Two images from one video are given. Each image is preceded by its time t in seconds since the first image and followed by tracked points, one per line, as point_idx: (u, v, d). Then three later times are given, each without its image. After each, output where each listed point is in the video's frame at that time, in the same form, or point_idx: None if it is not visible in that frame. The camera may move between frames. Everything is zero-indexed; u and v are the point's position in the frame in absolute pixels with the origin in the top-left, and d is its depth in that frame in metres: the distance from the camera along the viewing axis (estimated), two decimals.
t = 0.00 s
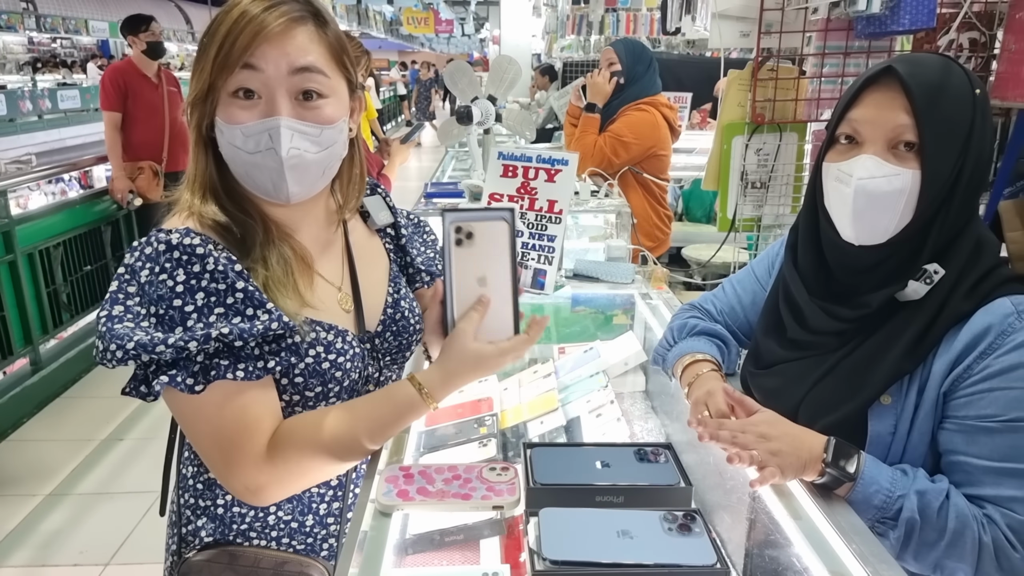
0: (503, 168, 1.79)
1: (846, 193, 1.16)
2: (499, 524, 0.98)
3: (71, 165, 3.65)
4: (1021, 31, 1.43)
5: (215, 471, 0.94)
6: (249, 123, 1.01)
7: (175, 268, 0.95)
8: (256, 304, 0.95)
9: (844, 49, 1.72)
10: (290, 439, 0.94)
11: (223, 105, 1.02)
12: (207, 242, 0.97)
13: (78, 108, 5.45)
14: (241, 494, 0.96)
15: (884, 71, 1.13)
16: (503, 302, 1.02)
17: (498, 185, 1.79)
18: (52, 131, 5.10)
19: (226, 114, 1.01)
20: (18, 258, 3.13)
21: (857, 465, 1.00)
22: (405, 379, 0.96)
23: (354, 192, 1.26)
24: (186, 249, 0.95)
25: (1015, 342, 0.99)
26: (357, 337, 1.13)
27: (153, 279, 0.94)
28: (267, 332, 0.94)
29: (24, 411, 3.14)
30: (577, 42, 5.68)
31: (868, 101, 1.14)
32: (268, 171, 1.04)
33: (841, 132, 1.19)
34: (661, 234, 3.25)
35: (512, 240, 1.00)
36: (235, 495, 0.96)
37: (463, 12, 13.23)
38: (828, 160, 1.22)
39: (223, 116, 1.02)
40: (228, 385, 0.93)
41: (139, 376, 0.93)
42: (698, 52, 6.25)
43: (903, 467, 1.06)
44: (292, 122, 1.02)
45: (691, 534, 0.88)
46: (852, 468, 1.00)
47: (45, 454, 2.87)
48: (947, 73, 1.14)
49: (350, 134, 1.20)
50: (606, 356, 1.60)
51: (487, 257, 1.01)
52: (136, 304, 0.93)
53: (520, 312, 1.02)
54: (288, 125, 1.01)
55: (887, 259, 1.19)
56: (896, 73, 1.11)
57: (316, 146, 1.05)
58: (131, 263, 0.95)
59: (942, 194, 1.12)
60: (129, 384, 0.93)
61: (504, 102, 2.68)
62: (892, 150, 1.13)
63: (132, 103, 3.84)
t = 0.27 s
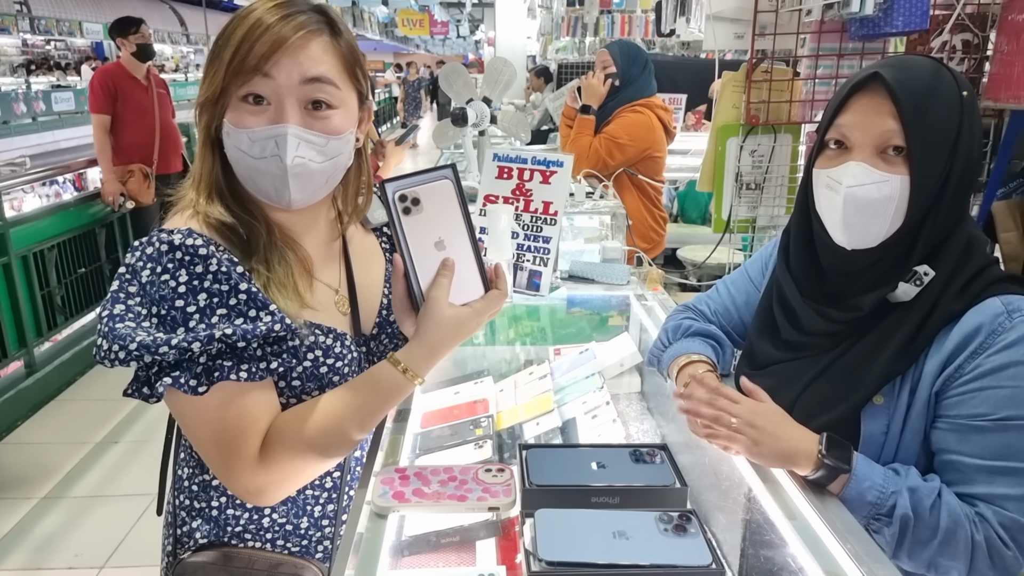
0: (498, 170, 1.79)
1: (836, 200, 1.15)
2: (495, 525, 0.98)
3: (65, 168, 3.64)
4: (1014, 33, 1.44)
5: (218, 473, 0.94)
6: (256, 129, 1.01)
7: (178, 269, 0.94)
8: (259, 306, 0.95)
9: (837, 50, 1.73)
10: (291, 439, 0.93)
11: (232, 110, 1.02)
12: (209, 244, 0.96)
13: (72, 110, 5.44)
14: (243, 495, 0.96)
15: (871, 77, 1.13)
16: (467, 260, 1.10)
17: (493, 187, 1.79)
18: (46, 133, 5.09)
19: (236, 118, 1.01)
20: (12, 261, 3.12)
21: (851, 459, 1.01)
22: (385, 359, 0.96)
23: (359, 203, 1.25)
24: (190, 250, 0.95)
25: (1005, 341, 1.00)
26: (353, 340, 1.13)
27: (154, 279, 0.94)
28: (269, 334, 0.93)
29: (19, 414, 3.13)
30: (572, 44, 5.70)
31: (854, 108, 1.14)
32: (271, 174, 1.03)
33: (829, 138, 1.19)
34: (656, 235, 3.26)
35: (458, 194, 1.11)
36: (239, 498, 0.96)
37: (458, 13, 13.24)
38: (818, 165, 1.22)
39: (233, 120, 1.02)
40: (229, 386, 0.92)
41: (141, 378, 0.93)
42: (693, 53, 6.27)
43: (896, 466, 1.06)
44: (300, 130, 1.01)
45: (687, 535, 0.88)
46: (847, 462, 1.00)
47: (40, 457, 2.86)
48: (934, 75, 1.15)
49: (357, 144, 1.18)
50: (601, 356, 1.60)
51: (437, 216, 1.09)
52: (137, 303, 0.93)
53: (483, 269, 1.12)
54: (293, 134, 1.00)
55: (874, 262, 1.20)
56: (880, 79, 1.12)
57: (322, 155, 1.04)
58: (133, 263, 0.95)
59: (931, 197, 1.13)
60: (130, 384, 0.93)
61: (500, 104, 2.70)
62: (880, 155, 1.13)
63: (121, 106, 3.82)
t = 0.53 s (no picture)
0: (498, 171, 1.79)
1: (835, 197, 1.16)
2: (495, 527, 0.98)
3: (65, 169, 3.63)
4: (1014, 34, 1.44)
5: (220, 477, 0.93)
6: (264, 128, 1.00)
7: (181, 272, 0.94)
8: (262, 310, 0.95)
9: (837, 51, 1.73)
10: (295, 443, 0.93)
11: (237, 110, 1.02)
12: (212, 247, 0.96)
13: (72, 111, 5.43)
14: (245, 499, 0.95)
15: (867, 79, 1.13)
16: (469, 268, 1.07)
17: (493, 188, 1.79)
18: (45, 134, 5.08)
19: (242, 117, 1.01)
20: (13, 263, 3.11)
21: (851, 460, 1.01)
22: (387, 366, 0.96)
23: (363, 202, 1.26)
24: (192, 253, 0.94)
25: (1003, 345, 1.00)
26: (357, 343, 1.12)
27: (156, 282, 0.93)
28: (271, 339, 0.93)
29: (19, 415, 3.13)
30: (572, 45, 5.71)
31: (850, 110, 1.15)
32: (283, 175, 1.03)
33: (827, 141, 1.20)
34: (656, 236, 3.26)
35: (462, 200, 1.08)
36: (241, 502, 0.96)
37: (457, 15, 13.26)
38: (815, 167, 1.22)
39: (239, 120, 1.01)
40: (231, 391, 0.92)
41: (143, 381, 0.92)
42: (692, 55, 6.29)
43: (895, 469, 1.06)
44: (307, 129, 1.01)
45: (689, 537, 0.88)
46: (847, 462, 1.00)
47: (40, 458, 2.86)
48: (932, 76, 1.15)
49: (360, 144, 1.19)
50: (602, 359, 1.60)
51: (440, 223, 1.07)
52: (139, 306, 0.93)
53: (486, 277, 1.09)
54: (303, 133, 1.01)
55: (874, 262, 1.20)
56: (878, 79, 1.11)
57: (332, 152, 1.05)
58: (136, 265, 0.94)
59: (929, 199, 1.13)
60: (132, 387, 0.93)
61: (500, 105, 2.71)
62: (879, 155, 1.14)
63: (115, 111, 3.78)
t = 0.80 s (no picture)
0: (498, 173, 1.79)
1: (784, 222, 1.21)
2: (497, 530, 0.98)
3: (64, 172, 3.63)
4: (1015, 33, 1.43)
5: (215, 487, 0.93)
6: (301, 115, 1.00)
7: (175, 279, 0.93)
8: (256, 318, 0.94)
9: (837, 52, 1.75)
10: (296, 457, 0.93)
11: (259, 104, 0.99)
12: (208, 253, 0.95)
13: (71, 114, 5.43)
14: (237, 509, 0.94)
15: (806, 103, 1.17)
16: (491, 302, 1.07)
17: (492, 190, 1.79)
18: (44, 137, 5.08)
19: (272, 111, 0.99)
20: (12, 266, 3.11)
21: (854, 464, 1.01)
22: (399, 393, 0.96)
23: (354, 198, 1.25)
24: (187, 260, 0.93)
25: (1007, 346, 0.99)
26: (358, 348, 1.11)
27: (151, 289, 0.92)
28: (266, 347, 0.92)
29: (19, 419, 3.13)
30: (570, 46, 5.72)
31: (801, 133, 1.19)
32: (330, 160, 1.03)
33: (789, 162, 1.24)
34: (656, 237, 3.26)
35: (493, 235, 1.07)
36: (234, 510, 0.95)
37: (455, 16, 13.28)
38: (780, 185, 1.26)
39: (266, 115, 0.99)
40: (226, 402, 0.91)
41: (137, 390, 0.91)
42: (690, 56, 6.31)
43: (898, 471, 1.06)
44: (341, 108, 1.03)
45: (692, 540, 0.88)
46: (849, 467, 1.00)
47: (40, 462, 2.85)
48: (875, 91, 1.15)
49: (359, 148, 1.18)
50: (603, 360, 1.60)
51: (468, 255, 1.06)
52: (134, 314, 0.92)
53: (508, 311, 1.08)
54: (339, 108, 1.02)
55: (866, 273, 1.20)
56: (813, 103, 1.16)
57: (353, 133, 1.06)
58: (130, 272, 0.94)
59: (887, 212, 1.15)
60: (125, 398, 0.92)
61: (499, 107, 2.72)
62: (820, 175, 1.16)
63: (109, 114, 3.78)
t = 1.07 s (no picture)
0: (498, 174, 1.78)
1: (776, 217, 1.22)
2: (497, 533, 0.97)
3: (62, 175, 3.62)
4: (1014, 34, 1.43)
5: (204, 493, 0.91)
6: (308, 121, 0.99)
7: (160, 282, 0.92)
8: (243, 319, 0.92)
9: (837, 52, 1.75)
10: (291, 464, 0.91)
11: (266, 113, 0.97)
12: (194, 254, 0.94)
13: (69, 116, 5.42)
14: (229, 516, 0.93)
15: (803, 101, 1.18)
16: (490, 305, 1.08)
17: (492, 191, 1.78)
18: (43, 140, 5.07)
19: (279, 120, 0.98)
20: (10, 269, 3.10)
21: (856, 467, 1.00)
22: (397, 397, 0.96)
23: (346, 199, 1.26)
24: (172, 262, 0.92)
25: (1004, 349, 0.99)
26: (351, 350, 1.10)
27: (137, 292, 0.91)
28: (255, 349, 0.91)
29: (17, 422, 3.12)
30: (569, 47, 5.72)
31: (801, 130, 1.20)
32: (340, 161, 1.04)
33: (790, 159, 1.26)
34: (656, 238, 3.26)
35: (492, 236, 1.08)
36: (223, 517, 0.93)
37: (453, 17, 13.28)
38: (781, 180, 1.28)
39: (273, 122, 0.98)
40: (214, 405, 0.90)
41: (122, 395, 0.90)
42: (688, 56, 6.31)
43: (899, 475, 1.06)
44: (340, 107, 1.03)
45: (694, 545, 0.87)
46: (852, 472, 0.99)
47: (38, 466, 2.84)
48: (875, 90, 1.14)
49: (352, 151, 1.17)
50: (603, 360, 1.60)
51: (465, 256, 1.06)
52: (119, 318, 0.91)
53: (506, 315, 1.09)
54: (344, 109, 1.02)
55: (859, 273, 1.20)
56: (810, 101, 1.16)
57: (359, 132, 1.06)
58: (115, 276, 0.92)
59: (875, 212, 1.15)
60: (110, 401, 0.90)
61: (497, 108, 2.71)
62: (813, 174, 1.18)
63: (104, 118, 3.78)
